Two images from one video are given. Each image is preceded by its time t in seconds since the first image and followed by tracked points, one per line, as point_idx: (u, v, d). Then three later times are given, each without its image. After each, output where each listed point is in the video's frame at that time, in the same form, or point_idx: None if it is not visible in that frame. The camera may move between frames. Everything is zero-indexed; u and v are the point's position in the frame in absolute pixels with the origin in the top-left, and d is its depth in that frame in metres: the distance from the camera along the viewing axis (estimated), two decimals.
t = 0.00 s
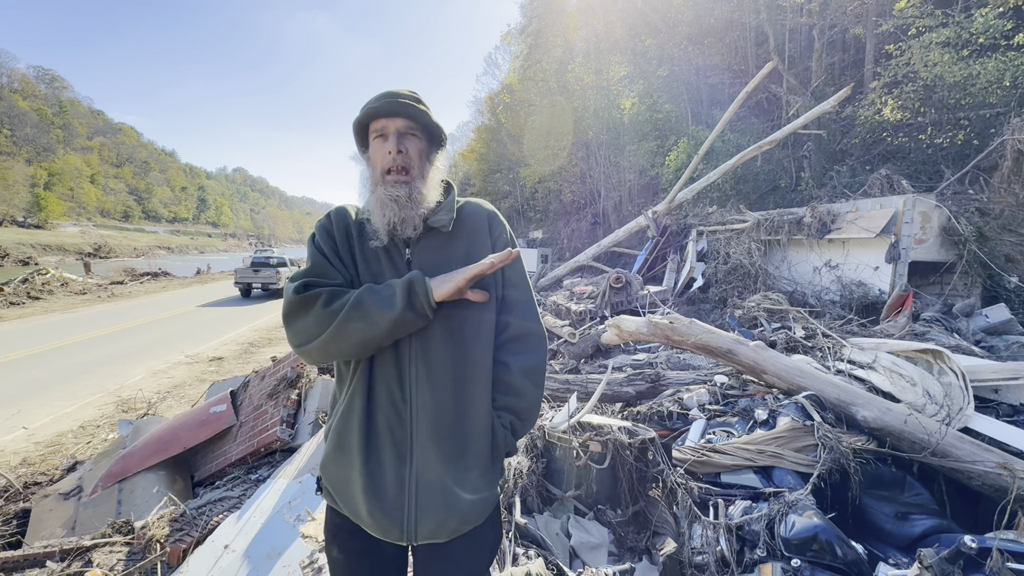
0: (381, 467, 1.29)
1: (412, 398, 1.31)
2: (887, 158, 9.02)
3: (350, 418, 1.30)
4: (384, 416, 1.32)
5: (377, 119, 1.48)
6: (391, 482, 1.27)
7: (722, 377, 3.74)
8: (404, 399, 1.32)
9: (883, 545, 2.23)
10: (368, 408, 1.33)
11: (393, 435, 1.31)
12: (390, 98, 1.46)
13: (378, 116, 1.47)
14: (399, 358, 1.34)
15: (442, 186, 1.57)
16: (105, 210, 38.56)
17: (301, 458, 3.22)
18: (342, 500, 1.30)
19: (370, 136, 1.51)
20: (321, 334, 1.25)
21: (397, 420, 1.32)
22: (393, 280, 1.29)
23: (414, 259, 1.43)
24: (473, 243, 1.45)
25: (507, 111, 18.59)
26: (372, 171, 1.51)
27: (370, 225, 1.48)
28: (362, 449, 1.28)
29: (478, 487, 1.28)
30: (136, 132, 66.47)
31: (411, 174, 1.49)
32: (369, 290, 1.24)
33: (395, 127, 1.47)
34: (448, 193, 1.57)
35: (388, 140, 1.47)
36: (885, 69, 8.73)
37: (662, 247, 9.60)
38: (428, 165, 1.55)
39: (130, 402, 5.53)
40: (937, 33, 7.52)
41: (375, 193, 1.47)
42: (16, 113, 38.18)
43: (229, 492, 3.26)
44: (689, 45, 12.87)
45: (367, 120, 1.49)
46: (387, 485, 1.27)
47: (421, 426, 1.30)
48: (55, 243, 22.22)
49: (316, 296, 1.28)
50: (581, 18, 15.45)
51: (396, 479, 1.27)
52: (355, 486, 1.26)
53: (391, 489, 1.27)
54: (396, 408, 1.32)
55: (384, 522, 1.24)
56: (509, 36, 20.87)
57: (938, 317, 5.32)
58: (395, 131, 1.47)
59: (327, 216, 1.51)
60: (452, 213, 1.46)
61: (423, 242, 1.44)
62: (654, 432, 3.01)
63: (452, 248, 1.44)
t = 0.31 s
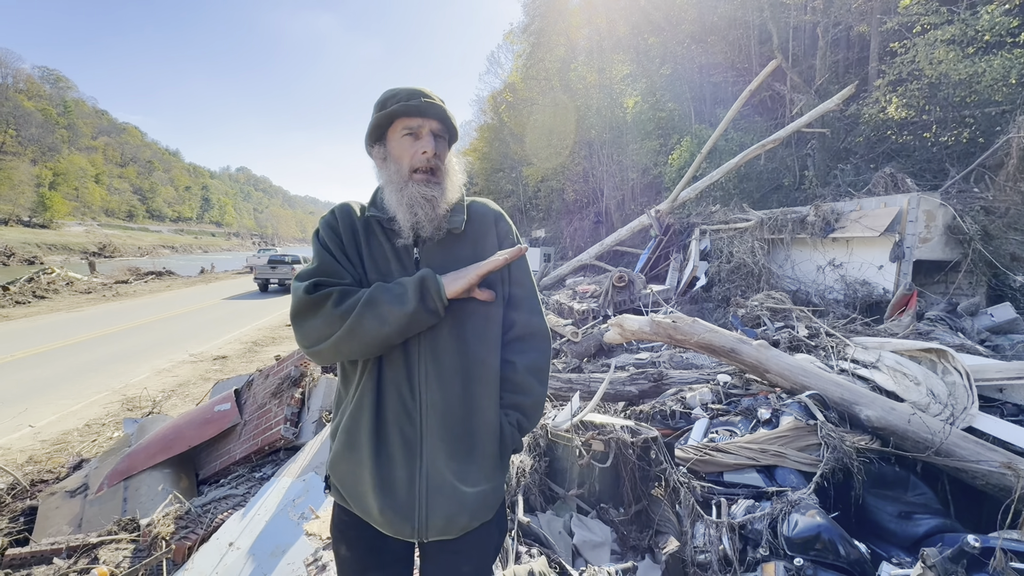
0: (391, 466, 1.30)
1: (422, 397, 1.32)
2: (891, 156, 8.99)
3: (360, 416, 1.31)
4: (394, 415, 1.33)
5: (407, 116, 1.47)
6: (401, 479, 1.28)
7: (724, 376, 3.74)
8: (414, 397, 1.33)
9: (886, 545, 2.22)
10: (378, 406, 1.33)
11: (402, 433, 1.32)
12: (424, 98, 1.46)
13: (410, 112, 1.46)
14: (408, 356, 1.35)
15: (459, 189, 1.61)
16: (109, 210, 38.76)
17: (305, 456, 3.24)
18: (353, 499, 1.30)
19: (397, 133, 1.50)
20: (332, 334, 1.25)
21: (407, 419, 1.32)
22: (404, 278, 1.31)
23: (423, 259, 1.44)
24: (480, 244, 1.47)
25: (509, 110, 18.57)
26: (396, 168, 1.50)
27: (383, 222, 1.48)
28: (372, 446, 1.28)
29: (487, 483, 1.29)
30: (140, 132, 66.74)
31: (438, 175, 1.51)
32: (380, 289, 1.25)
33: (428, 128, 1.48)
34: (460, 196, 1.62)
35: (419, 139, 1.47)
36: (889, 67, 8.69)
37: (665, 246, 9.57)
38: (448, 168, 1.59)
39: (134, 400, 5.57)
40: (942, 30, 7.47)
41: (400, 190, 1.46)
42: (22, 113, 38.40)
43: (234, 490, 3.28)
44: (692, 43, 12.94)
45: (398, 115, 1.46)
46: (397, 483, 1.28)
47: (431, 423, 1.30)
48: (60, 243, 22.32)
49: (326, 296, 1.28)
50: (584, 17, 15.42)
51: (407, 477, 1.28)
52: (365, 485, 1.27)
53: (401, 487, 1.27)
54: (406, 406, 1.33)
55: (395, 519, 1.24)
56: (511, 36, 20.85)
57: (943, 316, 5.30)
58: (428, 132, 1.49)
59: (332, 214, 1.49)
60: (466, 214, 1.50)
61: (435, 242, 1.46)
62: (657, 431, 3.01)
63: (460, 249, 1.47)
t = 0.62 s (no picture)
0: (400, 465, 1.30)
1: (431, 397, 1.32)
2: (895, 155, 8.97)
3: (369, 417, 1.31)
4: (403, 415, 1.33)
5: (406, 115, 1.48)
6: (411, 478, 1.29)
7: (727, 375, 3.74)
8: (422, 396, 1.33)
9: (890, 544, 2.22)
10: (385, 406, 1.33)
11: (411, 432, 1.32)
12: (421, 97, 1.45)
13: (408, 111, 1.47)
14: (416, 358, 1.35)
15: (462, 190, 1.59)
16: (113, 210, 38.99)
17: (309, 454, 3.26)
18: (361, 498, 1.30)
19: (397, 131, 1.52)
20: (344, 331, 1.25)
21: (416, 419, 1.33)
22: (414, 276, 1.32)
23: (433, 259, 1.45)
24: (488, 249, 1.49)
25: (511, 109, 18.57)
26: (394, 167, 1.52)
27: (386, 220, 1.49)
28: (382, 447, 1.29)
29: (495, 483, 1.31)
30: (143, 132, 67.02)
31: (435, 174, 1.50)
32: (392, 285, 1.27)
33: (425, 127, 1.48)
34: (467, 196, 1.60)
35: (416, 138, 1.48)
36: (893, 66, 8.65)
37: (667, 245, 9.55)
38: (450, 167, 1.57)
39: (139, 399, 5.61)
40: (947, 28, 7.41)
41: (397, 188, 1.47)
42: (27, 113, 38.62)
43: (238, 488, 3.30)
44: (695, 42, 13.02)
45: (397, 114, 1.48)
46: (407, 483, 1.28)
47: (440, 423, 1.31)
48: (65, 242, 22.45)
49: (338, 292, 1.28)
50: (586, 15, 15.39)
51: (416, 477, 1.29)
52: (374, 485, 1.27)
53: (411, 487, 1.28)
54: (414, 406, 1.34)
55: (405, 518, 1.25)
56: (513, 35, 20.84)
57: (947, 315, 5.28)
58: (424, 131, 1.48)
59: (341, 210, 1.50)
60: (473, 216, 1.48)
61: (444, 243, 1.47)
62: (659, 430, 3.01)
63: (468, 250, 1.48)
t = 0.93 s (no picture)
0: (407, 462, 1.32)
1: (438, 396, 1.33)
2: (898, 153, 8.93)
3: (375, 415, 1.32)
4: (410, 414, 1.35)
5: (410, 117, 1.49)
6: (417, 475, 1.30)
7: (730, 374, 3.74)
8: (429, 396, 1.34)
9: (893, 543, 2.23)
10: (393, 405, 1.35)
11: (418, 432, 1.33)
12: (425, 97, 1.45)
13: (412, 112, 1.47)
14: (424, 357, 1.36)
15: (469, 189, 1.58)
16: (117, 210, 39.17)
17: (313, 453, 3.28)
18: (368, 494, 1.32)
19: (403, 132, 1.52)
20: (342, 331, 1.27)
21: (423, 418, 1.34)
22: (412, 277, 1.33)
23: (441, 260, 1.47)
24: (497, 248, 1.47)
25: (513, 108, 18.55)
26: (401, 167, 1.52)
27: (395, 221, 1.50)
28: (389, 445, 1.30)
29: (501, 482, 1.32)
30: (146, 132, 67.21)
31: (441, 173, 1.49)
32: (389, 287, 1.27)
33: (429, 127, 1.47)
34: (475, 196, 1.59)
35: (420, 138, 1.48)
36: (897, 63, 8.61)
37: (670, 244, 9.53)
38: (458, 165, 1.56)
39: (143, 398, 5.64)
40: (951, 26, 7.38)
41: (404, 189, 1.48)
42: (30, 114, 38.79)
43: (243, 486, 3.32)
44: (697, 40, 12.98)
45: (401, 116, 1.48)
46: (413, 481, 1.29)
47: (447, 422, 1.32)
48: (68, 242, 22.56)
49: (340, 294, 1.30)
50: (588, 14, 15.35)
51: (423, 475, 1.30)
52: (382, 481, 1.29)
53: (417, 484, 1.29)
54: (420, 404, 1.35)
55: (411, 515, 1.26)
56: (515, 34, 20.82)
57: (951, 314, 5.27)
58: (428, 131, 1.48)
59: (349, 211, 1.51)
60: (482, 218, 1.48)
61: (451, 244, 1.48)
62: (662, 429, 3.01)
63: (476, 252, 1.47)
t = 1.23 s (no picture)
0: (416, 466, 1.32)
1: (447, 401, 1.33)
2: (900, 151, 8.90)
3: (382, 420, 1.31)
4: (418, 418, 1.34)
5: (436, 121, 1.47)
6: (427, 479, 1.30)
7: (732, 372, 3.73)
8: (436, 400, 1.33)
9: (894, 540, 2.23)
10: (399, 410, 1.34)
11: (427, 436, 1.33)
12: (452, 104, 1.45)
13: (438, 118, 1.47)
14: (430, 362, 1.34)
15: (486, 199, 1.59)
16: (119, 210, 39.29)
17: (315, 451, 3.29)
18: (376, 500, 1.30)
19: (425, 137, 1.50)
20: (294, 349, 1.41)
21: (431, 423, 1.33)
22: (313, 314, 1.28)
23: (450, 264, 1.40)
24: (505, 253, 1.46)
25: (513, 108, 18.52)
26: (420, 173, 1.50)
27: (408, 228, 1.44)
28: (397, 449, 1.30)
29: (511, 481, 1.34)
30: (147, 132, 67.36)
31: (461, 183, 1.50)
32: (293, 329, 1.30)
33: (454, 133, 1.47)
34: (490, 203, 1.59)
35: (445, 145, 1.47)
36: (898, 61, 8.60)
37: (671, 243, 9.52)
38: (476, 175, 1.57)
39: (146, 398, 5.66)
40: (953, 23, 7.36)
41: (424, 198, 1.45)
42: (32, 115, 38.92)
43: (245, 485, 3.34)
44: (698, 38, 12.96)
45: (427, 120, 1.47)
46: (423, 484, 1.29)
47: (456, 425, 1.33)
48: (71, 242, 22.63)
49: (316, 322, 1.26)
50: (589, 13, 15.31)
51: (432, 478, 1.30)
52: (391, 486, 1.28)
53: (426, 488, 1.29)
54: (428, 409, 1.34)
55: (423, 519, 1.26)
56: (515, 33, 20.84)
57: (953, 312, 5.26)
58: (454, 137, 1.47)
59: (350, 216, 1.43)
60: (492, 226, 1.46)
61: (461, 249, 1.42)
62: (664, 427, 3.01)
63: (484, 258, 1.43)
